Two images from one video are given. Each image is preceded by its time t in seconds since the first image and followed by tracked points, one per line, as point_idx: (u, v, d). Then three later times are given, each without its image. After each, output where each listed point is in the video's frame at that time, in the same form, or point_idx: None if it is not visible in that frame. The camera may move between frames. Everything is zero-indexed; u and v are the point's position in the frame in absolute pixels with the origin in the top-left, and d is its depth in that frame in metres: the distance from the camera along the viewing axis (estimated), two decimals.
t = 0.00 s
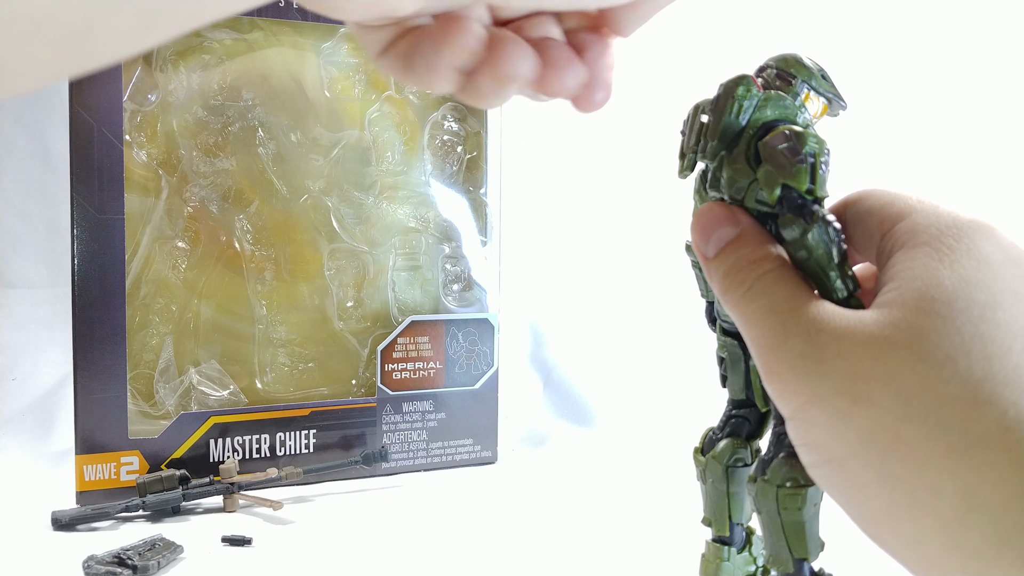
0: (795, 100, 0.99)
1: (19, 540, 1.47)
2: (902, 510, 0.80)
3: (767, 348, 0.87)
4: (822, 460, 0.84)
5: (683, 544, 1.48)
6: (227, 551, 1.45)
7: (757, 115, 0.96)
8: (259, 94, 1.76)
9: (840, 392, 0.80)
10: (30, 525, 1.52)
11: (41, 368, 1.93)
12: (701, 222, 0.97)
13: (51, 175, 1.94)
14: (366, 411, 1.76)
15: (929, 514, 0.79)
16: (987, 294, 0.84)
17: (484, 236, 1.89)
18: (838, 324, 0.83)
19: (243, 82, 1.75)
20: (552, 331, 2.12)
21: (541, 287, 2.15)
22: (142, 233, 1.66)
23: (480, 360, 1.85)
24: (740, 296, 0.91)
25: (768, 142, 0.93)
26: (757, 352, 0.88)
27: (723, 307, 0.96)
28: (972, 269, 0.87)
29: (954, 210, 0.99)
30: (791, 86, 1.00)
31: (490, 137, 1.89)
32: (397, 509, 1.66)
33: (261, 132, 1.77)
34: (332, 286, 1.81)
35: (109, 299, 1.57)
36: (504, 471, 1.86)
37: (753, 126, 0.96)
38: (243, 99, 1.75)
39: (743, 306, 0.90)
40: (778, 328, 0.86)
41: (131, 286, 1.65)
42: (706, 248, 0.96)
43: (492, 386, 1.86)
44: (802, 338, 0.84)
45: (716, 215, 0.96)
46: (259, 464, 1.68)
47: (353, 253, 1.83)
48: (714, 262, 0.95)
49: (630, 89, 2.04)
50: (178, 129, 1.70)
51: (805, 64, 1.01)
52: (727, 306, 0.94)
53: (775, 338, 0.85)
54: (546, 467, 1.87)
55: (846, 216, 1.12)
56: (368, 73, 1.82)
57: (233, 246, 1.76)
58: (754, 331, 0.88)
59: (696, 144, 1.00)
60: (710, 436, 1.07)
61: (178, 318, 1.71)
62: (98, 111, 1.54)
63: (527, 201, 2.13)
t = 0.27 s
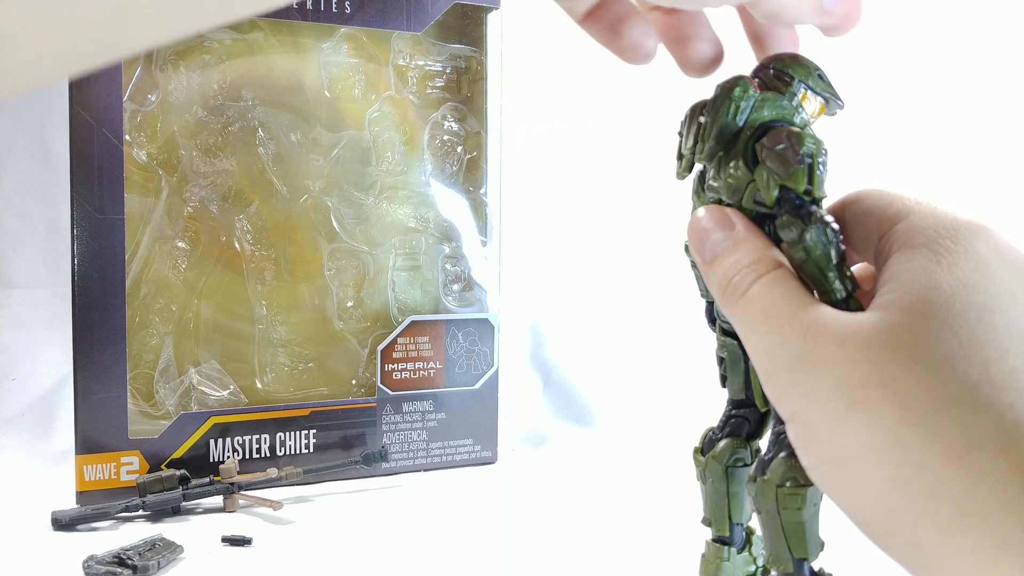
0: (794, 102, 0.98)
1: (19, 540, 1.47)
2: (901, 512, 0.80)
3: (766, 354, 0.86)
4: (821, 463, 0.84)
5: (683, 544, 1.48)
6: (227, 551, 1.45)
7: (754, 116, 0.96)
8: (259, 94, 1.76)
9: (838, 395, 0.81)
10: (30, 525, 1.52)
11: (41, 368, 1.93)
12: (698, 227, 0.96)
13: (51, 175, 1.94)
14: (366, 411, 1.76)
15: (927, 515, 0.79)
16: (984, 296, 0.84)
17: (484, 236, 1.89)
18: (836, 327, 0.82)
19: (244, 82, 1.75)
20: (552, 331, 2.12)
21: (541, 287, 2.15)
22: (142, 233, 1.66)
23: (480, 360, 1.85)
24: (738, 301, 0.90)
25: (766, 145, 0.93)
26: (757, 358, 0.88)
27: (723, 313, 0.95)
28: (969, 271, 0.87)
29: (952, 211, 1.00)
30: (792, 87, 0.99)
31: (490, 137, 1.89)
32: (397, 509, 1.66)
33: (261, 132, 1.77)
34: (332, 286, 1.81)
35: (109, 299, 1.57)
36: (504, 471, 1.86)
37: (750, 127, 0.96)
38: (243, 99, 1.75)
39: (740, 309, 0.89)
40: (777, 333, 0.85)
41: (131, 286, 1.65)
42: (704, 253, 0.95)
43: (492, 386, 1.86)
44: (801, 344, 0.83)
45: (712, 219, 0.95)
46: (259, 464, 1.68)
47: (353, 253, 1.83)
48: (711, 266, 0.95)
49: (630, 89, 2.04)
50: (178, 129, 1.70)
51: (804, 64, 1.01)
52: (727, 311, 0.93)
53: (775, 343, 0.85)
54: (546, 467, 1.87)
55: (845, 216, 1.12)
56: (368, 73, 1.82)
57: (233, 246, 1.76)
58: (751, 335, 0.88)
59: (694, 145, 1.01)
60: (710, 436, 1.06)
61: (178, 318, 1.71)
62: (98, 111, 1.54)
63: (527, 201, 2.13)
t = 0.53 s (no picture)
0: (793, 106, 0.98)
1: (19, 540, 1.47)
2: (896, 516, 0.81)
3: (762, 359, 0.86)
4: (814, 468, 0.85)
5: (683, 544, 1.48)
6: (227, 551, 1.45)
7: (752, 117, 0.96)
8: (259, 94, 1.76)
9: (831, 398, 0.81)
10: (30, 525, 1.52)
11: (40, 368, 1.93)
12: (696, 229, 0.96)
13: (51, 175, 1.94)
14: (366, 411, 1.76)
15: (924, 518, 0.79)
16: (979, 300, 0.84)
17: (484, 236, 1.89)
18: (829, 332, 0.83)
19: (244, 82, 1.75)
20: (552, 331, 2.12)
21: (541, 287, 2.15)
22: (142, 233, 1.66)
23: (480, 360, 1.85)
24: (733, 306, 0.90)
25: (764, 150, 0.93)
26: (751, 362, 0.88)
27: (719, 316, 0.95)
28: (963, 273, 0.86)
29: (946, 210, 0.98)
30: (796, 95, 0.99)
31: (490, 137, 1.89)
32: (397, 509, 1.66)
33: (261, 132, 1.76)
34: (332, 287, 1.81)
35: (109, 299, 1.57)
36: (504, 471, 1.86)
37: (747, 128, 0.96)
38: (243, 99, 1.75)
39: (735, 313, 0.89)
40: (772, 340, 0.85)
41: (131, 286, 1.65)
42: (702, 256, 0.95)
43: (492, 386, 1.86)
44: (796, 349, 0.84)
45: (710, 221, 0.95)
46: (259, 464, 1.68)
47: (353, 253, 1.83)
48: (708, 269, 0.94)
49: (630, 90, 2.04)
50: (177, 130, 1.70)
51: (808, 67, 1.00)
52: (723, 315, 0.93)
53: (768, 347, 0.85)
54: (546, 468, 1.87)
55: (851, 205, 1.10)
56: (368, 73, 1.82)
57: (233, 246, 1.76)
58: (745, 338, 0.88)
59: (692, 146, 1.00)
60: (711, 435, 1.06)
61: (177, 318, 1.71)
62: (98, 111, 1.54)
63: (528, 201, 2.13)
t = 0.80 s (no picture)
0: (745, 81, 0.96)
1: (19, 540, 1.47)
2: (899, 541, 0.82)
3: (722, 409, 0.85)
4: (812, 512, 0.85)
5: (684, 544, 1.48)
6: (227, 551, 1.45)
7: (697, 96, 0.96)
8: (259, 94, 1.76)
9: (804, 448, 0.81)
10: (30, 525, 1.52)
11: (40, 368, 1.93)
12: (612, 287, 0.96)
13: (51, 175, 1.94)
14: (366, 411, 1.76)
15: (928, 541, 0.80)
16: (972, 301, 0.82)
17: (484, 236, 1.89)
18: (788, 381, 0.83)
19: (243, 82, 1.75)
20: (552, 331, 2.12)
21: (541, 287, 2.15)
22: (142, 233, 1.66)
23: (480, 360, 1.85)
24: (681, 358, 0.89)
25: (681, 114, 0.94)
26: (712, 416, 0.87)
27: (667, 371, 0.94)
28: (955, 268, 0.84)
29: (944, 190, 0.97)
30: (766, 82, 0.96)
31: (490, 137, 1.89)
32: (397, 509, 1.66)
33: (261, 132, 1.77)
34: (332, 287, 1.81)
35: (110, 299, 1.57)
36: (504, 471, 1.86)
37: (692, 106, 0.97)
38: (243, 99, 1.75)
39: (682, 374, 0.89)
40: (728, 387, 0.84)
41: (131, 286, 1.65)
42: (624, 314, 0.95)
43: (492, 386, 1.86)
44: (753, 402, 0.83)
45: (623, 280, 0.95)
46: (259, 464, 1.68)
47: (353, 252, 1.83)
48: (641, 328, 0.94)
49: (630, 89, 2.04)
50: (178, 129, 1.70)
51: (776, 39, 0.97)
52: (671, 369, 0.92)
53: (726, 406, 0.85)
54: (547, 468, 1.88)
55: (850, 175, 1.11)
56: (368, 73, 1.82)
57: (233, 246, 1.76)
58: (702, 396, 0.88)
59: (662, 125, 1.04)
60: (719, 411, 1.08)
61: (178, 318, 1.71)
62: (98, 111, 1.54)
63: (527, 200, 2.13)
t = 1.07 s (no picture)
0: (693, 86, 1.08)
1: (19, 540, 1.47)
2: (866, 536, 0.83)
3: (706, 395, 0.91)
4: (785, 492, 0.89)
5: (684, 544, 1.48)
6: (228, 551, 1.44)
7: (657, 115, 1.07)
8: (259, 94, 1.76)
9: (781, 428, 0.86)
10: (30, 525, 1.52)
11: (41, 368, 1.93)
12: (596, 285, 1.04)
13: (51, 175, 1.94)
14: (366, 411, 1.76)
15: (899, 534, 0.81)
16: (939, 317, 0.88)
17: (484, 236, 1.89)
18: (771, 366, 0.88)
19: (243, 82, 1.75)
20: (552, 331, 2.12)
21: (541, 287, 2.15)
22: (142, 233, 1.66)
23: (480, 360, 1.84)
24: (665, 347, 0.96)
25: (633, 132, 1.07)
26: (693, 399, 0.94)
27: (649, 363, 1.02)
28: (929, 283, 0.91)
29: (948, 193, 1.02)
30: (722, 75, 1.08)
31: (490, 138, 1.89)
32: (397, 509, 1.66)
33: (261, 132, 1.77)
34: (332, 287, 1.82)
35: (110, 299, 1.57)
36: (505, 471, 1.86)
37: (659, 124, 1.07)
38: (243, 99, 1.75)
39: (665, 357, 0.96)
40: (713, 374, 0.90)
41: (131, 286, 1.65)
42: (606, 310, 1.03)
43: (492, 386, 1.86)
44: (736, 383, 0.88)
45: (605, 274, 1.04)
46: (259, 464, 1.68)
47: (353, 253, 1.83)
48: (620, 322, 1.03)
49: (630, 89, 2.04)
50: (177, 130, 1.70)
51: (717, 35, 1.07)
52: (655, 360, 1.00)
53: (712, 388, 0.90)
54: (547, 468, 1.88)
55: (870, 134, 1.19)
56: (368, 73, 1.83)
57: (233, 246, 1.76)
58: (682, 378, 0.94)
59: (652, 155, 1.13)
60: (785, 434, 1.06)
61: (177, 318, 1.71)
62: (98, 111, 1.54)
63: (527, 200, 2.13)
